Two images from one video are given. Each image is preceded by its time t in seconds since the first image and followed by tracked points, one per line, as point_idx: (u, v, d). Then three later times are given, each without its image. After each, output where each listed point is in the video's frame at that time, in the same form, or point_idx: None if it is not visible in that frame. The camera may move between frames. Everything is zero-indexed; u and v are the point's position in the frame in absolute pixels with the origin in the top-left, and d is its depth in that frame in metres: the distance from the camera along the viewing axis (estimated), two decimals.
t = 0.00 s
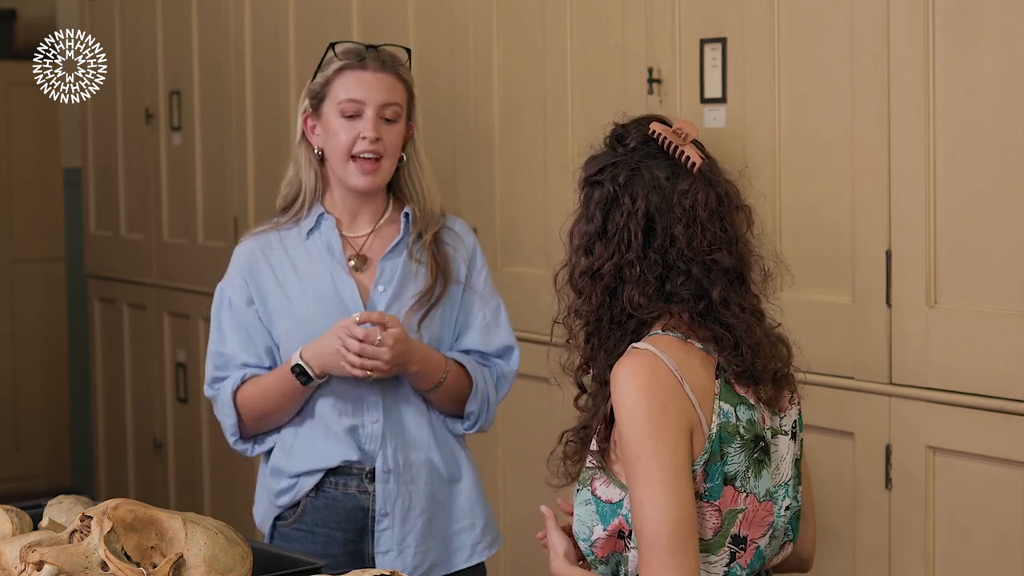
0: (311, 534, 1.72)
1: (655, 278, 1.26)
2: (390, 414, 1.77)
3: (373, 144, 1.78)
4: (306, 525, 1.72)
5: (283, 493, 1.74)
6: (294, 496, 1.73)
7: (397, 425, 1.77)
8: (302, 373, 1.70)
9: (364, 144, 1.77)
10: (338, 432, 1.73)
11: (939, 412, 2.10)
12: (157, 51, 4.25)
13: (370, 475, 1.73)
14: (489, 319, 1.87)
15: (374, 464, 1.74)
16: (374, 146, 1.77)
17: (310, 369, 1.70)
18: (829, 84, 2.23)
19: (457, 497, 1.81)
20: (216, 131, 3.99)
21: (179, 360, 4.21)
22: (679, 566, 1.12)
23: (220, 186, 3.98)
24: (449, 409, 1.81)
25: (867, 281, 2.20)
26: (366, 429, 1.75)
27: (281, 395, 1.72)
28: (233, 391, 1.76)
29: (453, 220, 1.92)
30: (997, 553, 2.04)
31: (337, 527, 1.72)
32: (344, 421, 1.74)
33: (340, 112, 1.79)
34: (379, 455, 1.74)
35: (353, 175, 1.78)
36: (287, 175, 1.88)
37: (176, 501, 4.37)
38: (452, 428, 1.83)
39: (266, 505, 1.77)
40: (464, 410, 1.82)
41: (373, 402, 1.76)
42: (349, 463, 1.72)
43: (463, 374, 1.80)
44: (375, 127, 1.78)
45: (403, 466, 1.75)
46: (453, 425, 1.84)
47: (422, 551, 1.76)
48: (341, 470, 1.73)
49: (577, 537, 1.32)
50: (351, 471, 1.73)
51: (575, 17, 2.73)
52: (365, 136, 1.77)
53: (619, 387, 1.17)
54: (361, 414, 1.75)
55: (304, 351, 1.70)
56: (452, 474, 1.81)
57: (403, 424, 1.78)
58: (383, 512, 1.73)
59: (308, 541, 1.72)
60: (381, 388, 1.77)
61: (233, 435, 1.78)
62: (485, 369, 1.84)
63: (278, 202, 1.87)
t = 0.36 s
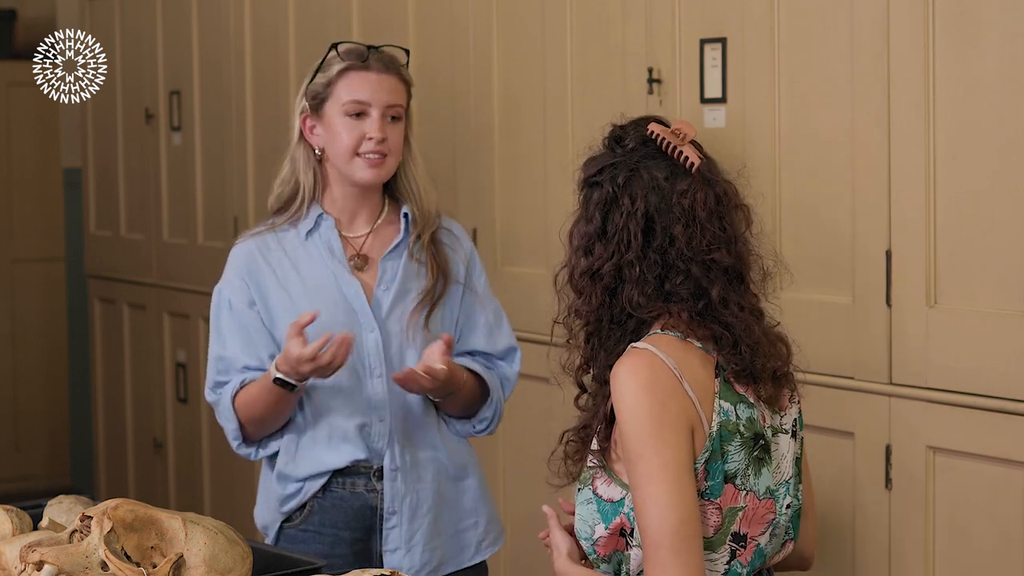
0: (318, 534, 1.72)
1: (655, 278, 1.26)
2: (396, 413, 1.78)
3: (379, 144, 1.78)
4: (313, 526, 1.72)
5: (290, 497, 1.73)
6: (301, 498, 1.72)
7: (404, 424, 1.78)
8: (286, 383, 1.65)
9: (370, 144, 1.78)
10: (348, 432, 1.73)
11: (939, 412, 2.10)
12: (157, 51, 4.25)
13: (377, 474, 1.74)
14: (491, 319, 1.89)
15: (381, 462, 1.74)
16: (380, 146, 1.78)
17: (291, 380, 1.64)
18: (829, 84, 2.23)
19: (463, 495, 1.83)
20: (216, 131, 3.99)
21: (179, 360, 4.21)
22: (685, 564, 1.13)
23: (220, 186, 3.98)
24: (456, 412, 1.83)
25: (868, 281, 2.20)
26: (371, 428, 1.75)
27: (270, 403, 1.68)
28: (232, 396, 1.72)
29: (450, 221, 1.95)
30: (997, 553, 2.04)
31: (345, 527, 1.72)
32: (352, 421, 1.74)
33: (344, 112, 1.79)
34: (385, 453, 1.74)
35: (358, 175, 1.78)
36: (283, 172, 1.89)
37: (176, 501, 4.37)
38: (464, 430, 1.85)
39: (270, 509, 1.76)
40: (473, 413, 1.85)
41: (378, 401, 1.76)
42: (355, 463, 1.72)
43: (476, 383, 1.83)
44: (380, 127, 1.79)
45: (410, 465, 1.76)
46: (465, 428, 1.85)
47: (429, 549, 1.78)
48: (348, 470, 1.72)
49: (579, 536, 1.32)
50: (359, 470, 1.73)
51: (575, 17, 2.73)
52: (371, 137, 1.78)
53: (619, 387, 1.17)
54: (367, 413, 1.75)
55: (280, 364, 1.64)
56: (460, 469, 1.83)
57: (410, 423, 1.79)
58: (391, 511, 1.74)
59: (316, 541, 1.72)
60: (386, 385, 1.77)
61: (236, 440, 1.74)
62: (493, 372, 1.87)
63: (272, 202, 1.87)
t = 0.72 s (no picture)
0: (316, 534, 1.72)
1: (656, 281, 1.26)
2: (395, 412, 1.78)
3: (376, 148, 1.78)
4: (311, 525, 1.72)
5: (289, 497, 1.73)
6: (299, 498, 1.72)
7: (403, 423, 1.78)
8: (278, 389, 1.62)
9: (366, 147, 1.78)
10: (347, 432, 1.72)
11: (939, 412, 2.10)
12: (157, 51, 4.25)
13: (376, 473, 1.73)
14: (487, 319, 1.91)
15: (380, 461, 1.74)
16: (377, 150, 1.78)
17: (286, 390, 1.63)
18: (829, 84, 2.23)
19: (460, 494, 1.84)
20: (215, 131, 4.00)
21: (179, 360, 4.21)
22: (683, 564, 1.13)
23: (220, 186, 3.99)
24: (450, 412, 1.84)
25: (868, 281, 2.20)
26: (370, 427, 1.75)
27: (268, 401, 1.67)
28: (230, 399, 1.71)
29: (445, 221, 1.97)
30: (997, 553, 2.04)
31: (344, 526, 1.72)
32: (351, 420, 1.73)
33: (343, 114, 1.79)
34: (384, 452, 1.74)
35: (354, 177, 1.79)
36: (278, 168, 1.89)
37: (176, 501, 4.37)
38: (462, 429, 1.86)
39: (269, 509, 1.75)
40: (469, 413, 1.85)
41: (377, 400, 1.76)
42: (354, 461, 1.72)
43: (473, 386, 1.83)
44: (378, 130, 1.79)
45: (408, 463, 1.76)
46: (461, 427, 1.87)
47: (428, 547, 1.78)
48: (346, 470, 1.72)
49: (579, 534, 1.32)
50: (357, 469, 1.73)
51: (575, 17, 2.73)
52: (368, 140, 1.78)
53: (619, 386, 1.17)
54: (365, 412, 1.75)
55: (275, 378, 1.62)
56: (458, 469, 1.84)
57: (409, 421, 1.80)
58: (390, 509, 1.74)
59: (314, 541, 1.72)
60: (384, 383, 1.76)
61: (235, 442, 1.74)
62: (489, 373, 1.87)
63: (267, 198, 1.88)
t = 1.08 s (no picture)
0: (317, 535, 1.71)
1: (663, 281, 1.26)
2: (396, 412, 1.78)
3: (376, 150, 1.78)
4: (312, 526, 1.72)
5: (290, 497, 1.73)
6: (301, 499, 1.71)
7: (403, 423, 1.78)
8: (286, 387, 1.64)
9: (366, 149, 1.78)
10: (349, 432, 1.72)
11: (939, 412, 2.10)
12: (157, 51, 4.25)
13: (378, 473, 1.73)
14: (484, 319, 1.91)
15: (382, 461, 1.74)
16: (377, 152, 1.78)
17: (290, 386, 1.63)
18: (829, 84, 2.23)
19: (461, 494, 1.84)
20: (215, 131, 4.00)
21: (179, 360, 4.21)
22: (689, 566, 1.13)
23: (220, 187, 3.98)
24: (449, 412, 1.83)
25: (868, 281, 2.20)
26: (372, 427, 1.75)
27: (270, 399, 1.66)
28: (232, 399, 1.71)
29: (440, 221, 1.97)
30: (996, 553, 2.04)
31: (346, 526, 1.72)
32: (353, 421, 1.73)
33: (343, 115, 1.79)
34: (386, 453, 1.74)
35: (354, 179, 1.79)
36: (277, 168, 1.89)
37: (176, 500, 4.37)
38: (458, 429, 1.86)
39: (269, 510, 1.75)
40: (467, 412, 1.85)
41: (380, 400, 1.76)
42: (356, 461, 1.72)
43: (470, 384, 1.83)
44: (378, 132, 1.79)
45: (409, 463, 1.76)
46: (458, 426, 1.86)
47: (430, 547, 1.78)
48: (348, 470, 1.72)
49: (582, 533, 1.32)
50: (359, 470, 1.73)
51: (575, 17, 2.73)
52: (368, 142, 1.78)
53: (630, 388, 1.17)
54: (367, 412, 1.75)
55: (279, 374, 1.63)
56: (458, 469, 1.84)
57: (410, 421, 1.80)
58: (391, 510, 1.74)
59: (315, 542, 1.72)
60: (385, 384, 1.76)
61: (235, 441, 1.74)
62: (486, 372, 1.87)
63: (266, 197, 1.89)
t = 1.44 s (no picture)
0: (318, 534, 1.71)
1: (663, 283, 1.26)
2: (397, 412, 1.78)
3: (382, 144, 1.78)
4: (313, 525, 1.72)
5: (291, 497, 1.73)
6: (302, 498, 1.72)
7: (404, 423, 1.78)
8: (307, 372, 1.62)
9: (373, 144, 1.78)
10: (350, 432, 1.72)
11: (939, 412, 2.10)
12: (157, 51, 4.25)
13: (379, 473, 1.73)
14: (488, 321, 1.91)
15: (383, 461, 1.74)
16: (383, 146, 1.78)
17: (313, 369, 1.62)
18: (829, 84, 2.23)
19: (462, 495, 1.84)
20: (216, 131, 4.00)
21: (179, 360, 4.21)
22: (693, 566, 1.13)
23: (220, 186, 3.98)
24: (451, 413, 1.83)
25: (868, 281, 2.20)
26: (374, 427, 1.75)
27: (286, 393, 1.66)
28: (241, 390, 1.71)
29: (446, 221, 1.97)
30: (996, 553, 2.04)
31: (346, 526, 1.72)
32: (355, 420, 1.73)
33: (347, 111, 1.79)
34: (387, 453, 1.74)
35: (363, 174, 1.79)
36: (283, 170, 1.89)
37: (176, 500, 4.37)
38: (462, 430, 1.86)
39: (270, 509, 1.75)
40: (468, 413, 1.85)
41: (381, 400, 1.76)
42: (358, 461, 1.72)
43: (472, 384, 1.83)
44: (384, 126, 1.79)
45: (410, 464, 1.76)
46: (460, 428, 1.86)
47: (430, 547, 1.78)
48: (349, 469, 1.72)
49: (584, 535, 1.32)
50: (360, 469, 1.73)
51: (575, 17, 2.73)
52: (375, 136, 1.78)
53: (630, 388, 1.17)
54: (369, 412, 1.75)
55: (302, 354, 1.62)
56: (459, 469, 1.84)
57: (412, 421, 1.80)
58: (392, 510, 1.74)
59: (316, 541, 1.71)
60: (388, 384, 1.77)
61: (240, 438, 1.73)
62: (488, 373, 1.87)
63: (270, 201, 1.88)
